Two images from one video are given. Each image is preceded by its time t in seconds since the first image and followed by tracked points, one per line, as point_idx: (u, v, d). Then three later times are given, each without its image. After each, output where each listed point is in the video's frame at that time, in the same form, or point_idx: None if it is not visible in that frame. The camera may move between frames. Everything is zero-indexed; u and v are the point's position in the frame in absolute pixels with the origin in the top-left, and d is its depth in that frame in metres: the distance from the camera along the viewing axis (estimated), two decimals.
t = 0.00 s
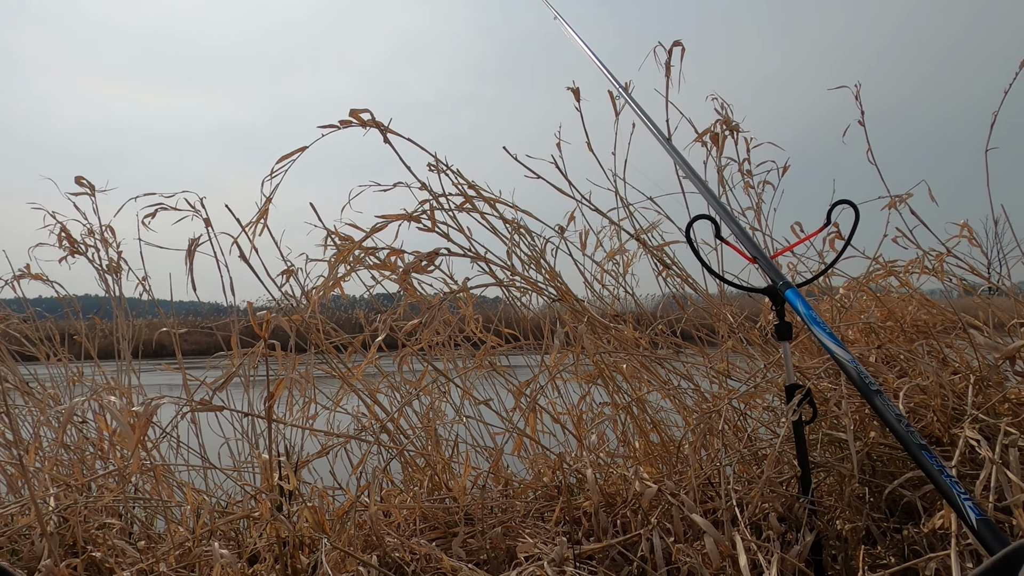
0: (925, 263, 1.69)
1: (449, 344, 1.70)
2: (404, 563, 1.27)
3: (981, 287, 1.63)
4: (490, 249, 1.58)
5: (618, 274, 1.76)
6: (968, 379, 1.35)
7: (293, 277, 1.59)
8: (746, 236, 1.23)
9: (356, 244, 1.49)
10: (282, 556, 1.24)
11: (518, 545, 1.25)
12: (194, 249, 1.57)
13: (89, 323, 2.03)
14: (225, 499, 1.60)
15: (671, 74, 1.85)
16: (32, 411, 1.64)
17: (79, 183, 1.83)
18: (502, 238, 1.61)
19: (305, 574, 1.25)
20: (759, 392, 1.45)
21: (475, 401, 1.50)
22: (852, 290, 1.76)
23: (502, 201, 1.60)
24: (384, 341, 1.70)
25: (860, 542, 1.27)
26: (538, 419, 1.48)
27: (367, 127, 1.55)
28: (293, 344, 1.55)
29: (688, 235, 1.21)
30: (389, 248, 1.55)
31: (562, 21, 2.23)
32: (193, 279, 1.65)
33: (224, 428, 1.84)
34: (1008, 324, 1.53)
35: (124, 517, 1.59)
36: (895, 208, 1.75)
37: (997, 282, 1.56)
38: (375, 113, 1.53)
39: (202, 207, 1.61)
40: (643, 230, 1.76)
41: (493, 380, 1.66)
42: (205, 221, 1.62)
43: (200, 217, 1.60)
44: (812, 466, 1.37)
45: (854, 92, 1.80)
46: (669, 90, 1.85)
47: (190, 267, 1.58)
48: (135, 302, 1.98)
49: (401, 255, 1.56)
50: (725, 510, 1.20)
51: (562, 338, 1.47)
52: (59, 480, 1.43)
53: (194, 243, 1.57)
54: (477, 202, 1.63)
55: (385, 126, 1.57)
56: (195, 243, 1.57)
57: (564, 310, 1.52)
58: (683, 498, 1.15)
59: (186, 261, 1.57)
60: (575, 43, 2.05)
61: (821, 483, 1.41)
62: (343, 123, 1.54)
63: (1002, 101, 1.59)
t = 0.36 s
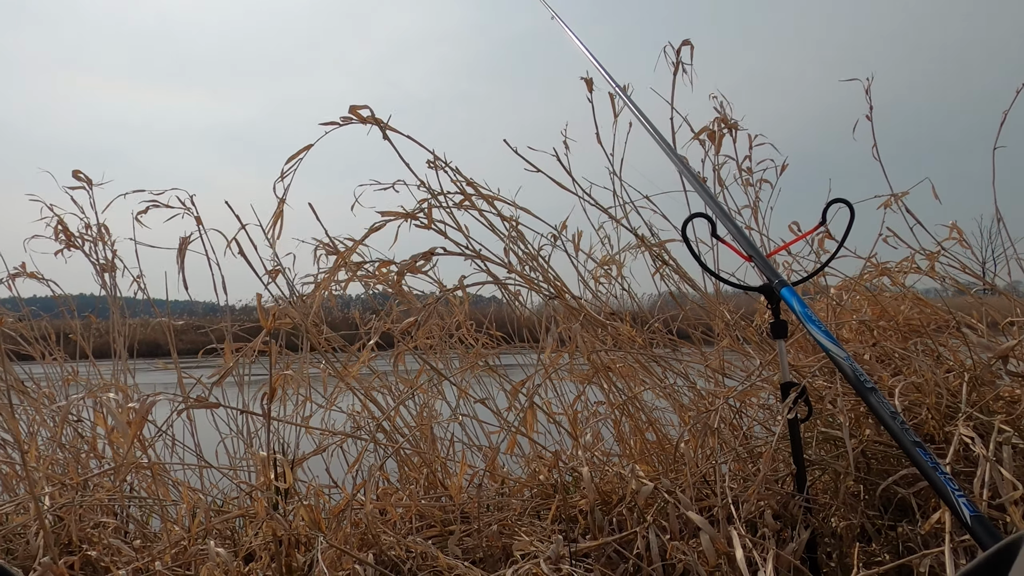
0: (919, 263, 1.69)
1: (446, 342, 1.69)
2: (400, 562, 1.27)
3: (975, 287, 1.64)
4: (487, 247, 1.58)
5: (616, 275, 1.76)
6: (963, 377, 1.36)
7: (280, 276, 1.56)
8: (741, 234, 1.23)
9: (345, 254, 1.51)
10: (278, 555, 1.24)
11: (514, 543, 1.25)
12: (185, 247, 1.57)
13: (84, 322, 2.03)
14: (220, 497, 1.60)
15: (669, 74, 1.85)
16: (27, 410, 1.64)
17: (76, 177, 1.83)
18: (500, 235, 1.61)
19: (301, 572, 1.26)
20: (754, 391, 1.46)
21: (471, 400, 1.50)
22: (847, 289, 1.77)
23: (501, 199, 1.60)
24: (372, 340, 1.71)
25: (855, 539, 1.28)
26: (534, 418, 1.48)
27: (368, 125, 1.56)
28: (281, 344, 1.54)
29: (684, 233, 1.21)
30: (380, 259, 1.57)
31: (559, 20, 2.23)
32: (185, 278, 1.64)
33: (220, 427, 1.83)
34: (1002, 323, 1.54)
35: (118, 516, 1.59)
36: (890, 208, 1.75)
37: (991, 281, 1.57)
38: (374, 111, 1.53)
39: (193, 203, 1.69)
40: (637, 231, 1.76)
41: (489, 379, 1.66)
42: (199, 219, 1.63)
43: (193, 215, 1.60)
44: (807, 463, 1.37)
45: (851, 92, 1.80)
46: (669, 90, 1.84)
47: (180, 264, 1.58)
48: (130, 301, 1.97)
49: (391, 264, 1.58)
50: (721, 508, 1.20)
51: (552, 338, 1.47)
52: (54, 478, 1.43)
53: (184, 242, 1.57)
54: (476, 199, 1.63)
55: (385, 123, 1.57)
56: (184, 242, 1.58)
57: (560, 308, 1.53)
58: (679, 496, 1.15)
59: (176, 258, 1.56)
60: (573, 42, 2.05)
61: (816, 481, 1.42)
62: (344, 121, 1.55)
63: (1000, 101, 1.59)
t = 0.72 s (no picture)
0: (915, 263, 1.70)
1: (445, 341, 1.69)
2: (398, 561, 1.27)
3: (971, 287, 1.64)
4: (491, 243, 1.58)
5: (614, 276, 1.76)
6: (959, 377, 1.36)
7: (296, 279, 1.62)
8: (739, 234, 1.23)
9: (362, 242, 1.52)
10: (276, 555, 1.24)
11: (512, 543, 1.25)
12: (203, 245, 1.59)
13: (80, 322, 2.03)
14: (218, 497, 1.60)
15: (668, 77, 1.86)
16: (24, 411, 1.63)
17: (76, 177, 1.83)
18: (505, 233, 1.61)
19: (299, 572, 1.26)
20: (751, 390, 1.46)
21: (469, 399, 1.50)
22: (843, 289, 1.77)
23: (507, 198, 1.60)
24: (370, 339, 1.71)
25: (851, 539, 1.28)
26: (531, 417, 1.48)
27: (377, 124, 1.57)
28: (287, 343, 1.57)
29: (682, 232, 1.21)
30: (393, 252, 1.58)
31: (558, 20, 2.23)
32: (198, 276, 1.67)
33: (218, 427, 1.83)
34: (999, 322, 1.54)
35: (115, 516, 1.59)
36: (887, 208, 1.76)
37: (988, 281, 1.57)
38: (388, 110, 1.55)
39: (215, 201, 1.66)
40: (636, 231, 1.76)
41: (487, 378, 1.66)
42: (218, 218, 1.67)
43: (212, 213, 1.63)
44: (804, 463, 1.38)
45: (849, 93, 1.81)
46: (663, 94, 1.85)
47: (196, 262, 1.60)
48: (126, 301, 1.97)
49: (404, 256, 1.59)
50: (718, 507, 1.21)
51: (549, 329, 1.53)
52: (52, 478, 1.43)
53: (203, 239, 1.60)
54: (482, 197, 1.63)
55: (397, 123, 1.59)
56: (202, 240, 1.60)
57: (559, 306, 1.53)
58: (676, 496, 1.16)
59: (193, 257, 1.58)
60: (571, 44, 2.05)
61: (813, 480, 1.42)
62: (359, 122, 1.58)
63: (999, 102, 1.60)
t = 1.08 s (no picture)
0: (913, 262, 1.70)
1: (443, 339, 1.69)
2: (396, 560, 1.27)
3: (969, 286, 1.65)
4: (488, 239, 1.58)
5: (613, 274, 1.75)
6: (955, 375, 1.37)
7: (298, 282, 1.61)
8: (737, 233, 1.23)
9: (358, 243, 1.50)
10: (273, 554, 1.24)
11: (509, 542, 1.25)
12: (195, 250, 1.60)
13: (75, 324, 2.02)
14: (215, 496, 1.60)
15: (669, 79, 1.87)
16: (20, 410, 1.63)
17: (71, 186, 1.83)
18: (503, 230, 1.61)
19: (296, 572, 1.25)
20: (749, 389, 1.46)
21: (467, 399, 1.50)
22: (840, 288, 1.78)
23: (503, 192, 1.60)
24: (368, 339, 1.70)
25: (848, 537, 1.28)
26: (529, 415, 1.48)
27: (361, 128, 1.52)
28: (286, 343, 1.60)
29: (681, 231, 1.21)
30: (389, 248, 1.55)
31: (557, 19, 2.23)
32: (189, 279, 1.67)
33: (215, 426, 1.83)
34: (995, 320, 1.55)
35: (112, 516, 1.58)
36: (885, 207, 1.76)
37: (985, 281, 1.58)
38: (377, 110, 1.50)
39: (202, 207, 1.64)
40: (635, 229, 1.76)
41: (485, 377, 1.66)
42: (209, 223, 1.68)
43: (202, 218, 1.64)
44: (801, 462, 1.38)
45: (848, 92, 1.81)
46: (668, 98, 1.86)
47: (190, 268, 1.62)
48: (121, 301, 1.96)
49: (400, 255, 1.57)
50: (715, 506, 1.21)
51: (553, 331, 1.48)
52: (48, 479, 1.42)
53: (195, 242, 1.63)
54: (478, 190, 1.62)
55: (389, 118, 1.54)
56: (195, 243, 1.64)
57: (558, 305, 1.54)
58: (673, 495, 1.16)
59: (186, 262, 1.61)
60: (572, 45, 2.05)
61: (809, 479, 1.43)
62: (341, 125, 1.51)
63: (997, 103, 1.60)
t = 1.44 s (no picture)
0: (909, 261, 1.70)
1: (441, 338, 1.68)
2: (393, 560, 1.27)
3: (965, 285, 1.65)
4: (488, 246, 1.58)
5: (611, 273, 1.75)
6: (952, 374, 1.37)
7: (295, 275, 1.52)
8: (734, 232, 1.23)
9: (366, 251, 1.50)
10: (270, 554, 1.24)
11: (506, 540, 1.25)
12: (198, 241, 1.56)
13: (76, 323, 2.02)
14: (212, 495, 1.60)
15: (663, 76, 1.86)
16: (17, 410, 1.63)
17: (104, 178, 1.80)
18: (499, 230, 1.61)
19: (293, 571, 1.26)
20: (747, 388, 1.46)
21: (465, 398, 1.50)
22: (837, 287, 1.78)
23: (508, 200, 1.61)
24: (366, 338, 1.70)
25: (845, 536, 1.28)
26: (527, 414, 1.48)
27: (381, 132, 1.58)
28: (284, 344, 1.59)
29: (677, 231, 1.21)
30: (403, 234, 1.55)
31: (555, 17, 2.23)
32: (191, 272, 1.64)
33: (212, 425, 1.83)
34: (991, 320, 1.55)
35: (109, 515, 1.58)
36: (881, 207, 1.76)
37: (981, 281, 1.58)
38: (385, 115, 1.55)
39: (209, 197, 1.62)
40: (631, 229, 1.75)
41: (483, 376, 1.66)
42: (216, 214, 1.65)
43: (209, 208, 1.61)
44: (798, 461, 1.38)
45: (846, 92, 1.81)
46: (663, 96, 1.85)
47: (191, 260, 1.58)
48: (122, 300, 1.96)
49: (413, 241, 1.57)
50: (713, 504, 1.21)
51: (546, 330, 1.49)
52: (44, 478, 1.42)
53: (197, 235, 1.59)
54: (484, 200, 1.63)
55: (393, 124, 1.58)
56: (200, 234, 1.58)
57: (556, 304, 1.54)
58: (671, 493, 1.16)
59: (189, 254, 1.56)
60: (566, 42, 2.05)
61: (806, 477, 1.43)
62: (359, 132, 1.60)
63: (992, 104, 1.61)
